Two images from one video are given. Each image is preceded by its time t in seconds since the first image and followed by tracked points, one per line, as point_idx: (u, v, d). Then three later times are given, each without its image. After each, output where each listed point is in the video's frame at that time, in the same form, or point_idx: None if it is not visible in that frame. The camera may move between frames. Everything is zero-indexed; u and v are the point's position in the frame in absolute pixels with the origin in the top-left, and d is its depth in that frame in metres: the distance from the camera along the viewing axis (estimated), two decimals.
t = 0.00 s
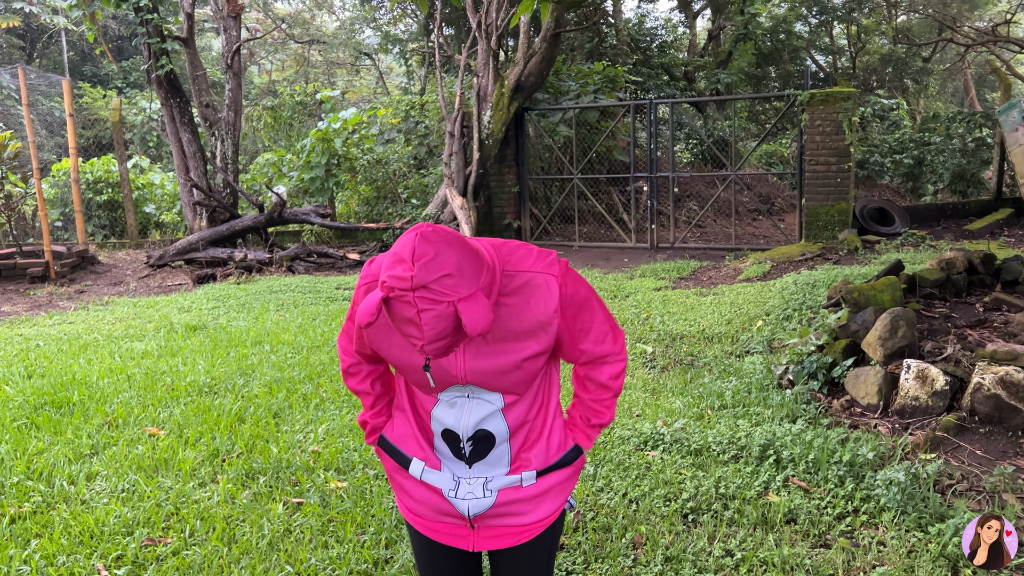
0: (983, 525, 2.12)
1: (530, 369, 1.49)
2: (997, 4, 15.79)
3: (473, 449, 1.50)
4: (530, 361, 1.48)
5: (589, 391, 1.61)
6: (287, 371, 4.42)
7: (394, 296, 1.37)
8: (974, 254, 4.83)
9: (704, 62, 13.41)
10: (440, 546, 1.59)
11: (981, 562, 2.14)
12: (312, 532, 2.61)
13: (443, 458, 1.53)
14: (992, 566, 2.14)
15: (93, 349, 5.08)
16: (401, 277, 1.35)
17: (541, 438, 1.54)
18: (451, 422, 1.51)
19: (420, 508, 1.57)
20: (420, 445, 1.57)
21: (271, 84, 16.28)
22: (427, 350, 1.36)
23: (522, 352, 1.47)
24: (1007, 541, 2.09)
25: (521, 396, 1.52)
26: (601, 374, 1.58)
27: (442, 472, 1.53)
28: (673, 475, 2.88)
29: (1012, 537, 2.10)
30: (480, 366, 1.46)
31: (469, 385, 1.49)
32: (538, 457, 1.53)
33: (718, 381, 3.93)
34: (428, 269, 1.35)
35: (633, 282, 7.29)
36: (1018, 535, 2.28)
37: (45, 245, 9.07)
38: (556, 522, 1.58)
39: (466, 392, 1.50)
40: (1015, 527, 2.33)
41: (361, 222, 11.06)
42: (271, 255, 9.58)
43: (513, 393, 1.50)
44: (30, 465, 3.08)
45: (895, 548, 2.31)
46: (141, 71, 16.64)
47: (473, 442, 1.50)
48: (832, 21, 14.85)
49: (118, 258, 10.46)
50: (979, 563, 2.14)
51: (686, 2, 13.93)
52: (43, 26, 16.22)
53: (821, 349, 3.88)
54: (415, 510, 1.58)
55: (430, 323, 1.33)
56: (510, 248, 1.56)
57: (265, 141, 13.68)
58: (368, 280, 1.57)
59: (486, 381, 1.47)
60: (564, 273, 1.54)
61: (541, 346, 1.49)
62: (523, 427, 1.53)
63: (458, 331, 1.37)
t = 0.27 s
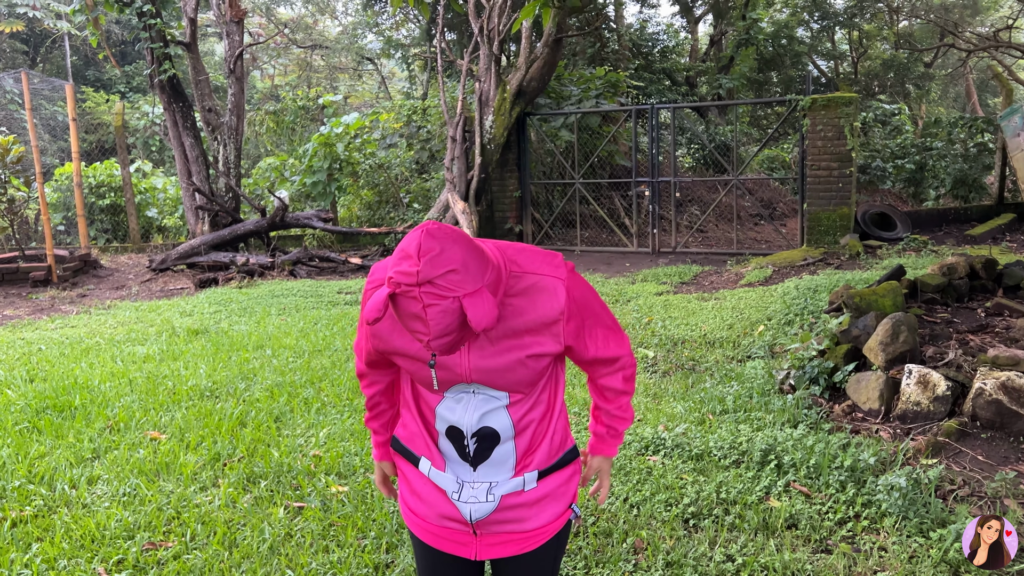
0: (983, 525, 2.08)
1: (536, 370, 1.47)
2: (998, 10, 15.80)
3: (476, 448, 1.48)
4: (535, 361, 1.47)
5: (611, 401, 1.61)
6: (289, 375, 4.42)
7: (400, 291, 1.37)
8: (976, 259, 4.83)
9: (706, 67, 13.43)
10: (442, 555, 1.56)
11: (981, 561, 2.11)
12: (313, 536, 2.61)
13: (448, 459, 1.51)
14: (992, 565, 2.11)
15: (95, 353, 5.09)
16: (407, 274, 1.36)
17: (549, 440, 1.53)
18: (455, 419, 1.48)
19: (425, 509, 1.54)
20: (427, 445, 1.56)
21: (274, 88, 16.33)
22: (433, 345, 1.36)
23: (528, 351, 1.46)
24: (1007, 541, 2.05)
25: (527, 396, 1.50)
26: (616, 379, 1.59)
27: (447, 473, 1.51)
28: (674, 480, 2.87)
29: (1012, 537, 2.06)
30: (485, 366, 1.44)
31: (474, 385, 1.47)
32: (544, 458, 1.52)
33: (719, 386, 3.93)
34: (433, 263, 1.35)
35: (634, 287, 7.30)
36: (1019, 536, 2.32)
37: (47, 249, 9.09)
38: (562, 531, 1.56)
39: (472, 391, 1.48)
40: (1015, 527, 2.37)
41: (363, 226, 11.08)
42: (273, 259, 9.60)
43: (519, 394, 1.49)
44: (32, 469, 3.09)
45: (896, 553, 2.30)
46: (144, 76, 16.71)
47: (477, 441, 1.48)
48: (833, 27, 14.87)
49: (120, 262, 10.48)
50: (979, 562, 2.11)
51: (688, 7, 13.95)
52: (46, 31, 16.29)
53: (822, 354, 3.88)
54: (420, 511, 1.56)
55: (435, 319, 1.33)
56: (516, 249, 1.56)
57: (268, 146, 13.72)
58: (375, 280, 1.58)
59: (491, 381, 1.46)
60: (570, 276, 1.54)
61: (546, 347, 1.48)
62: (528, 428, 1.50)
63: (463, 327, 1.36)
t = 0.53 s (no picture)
0: (982, 525, 2.00)
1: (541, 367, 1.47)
2: (998, 15, 15.83)
3: (479, 450, 1.48)
4: (540, 360, 1.47)
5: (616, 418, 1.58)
6: (289, 379, 4.42)
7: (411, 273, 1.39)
8: (976, 264, 4.84)
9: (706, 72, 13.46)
10: (444, 563, 1.55)
11: (982, 561, 2.06)
12: (312, 540, 2.61)
13: (450, 463, 1.51)
14: (994, 562, 2.06)
15: (95, 356, 5.09)
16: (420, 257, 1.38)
17: (550, 444, 1.53)
18: (458, 421, 1.49)
19: (425, 515, 1.54)
20: (429, 450, 1.55)
21: (274, 92, 16.35)
22: (442, 328, 1.37)
23: (532, 350, 1.46)
24: (1007, 542, 1.97)
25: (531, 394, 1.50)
26: (623, 394, 1.54)
27: (450, 478, 1.51)
28: (674, 484, 2.87)
29: (1012, 537, 1.98)
30: (488, 366, 1.45)
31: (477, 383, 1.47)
32: (547, 460, 1.52)
33: (720, 390, 3.93)
34: (445, 245, 1.37)
35: (634, 290, 7.30)
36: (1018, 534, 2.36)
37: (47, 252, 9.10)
38: (564, 534, 1.56)
39: (475, 390, 1.48)
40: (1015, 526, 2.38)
41: (364, 230, 11.09)
42: (273, 263, 9.60)
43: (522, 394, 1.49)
44: (31, 472, 3.09)
45: (896, 558, 2.30)
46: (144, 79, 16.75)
47: (480, 442, 1.48)
48: (833, 31, 14.91)
49: (120, 265, 10.49)
50: (979, 561, 2.06)
51: (688, 12, 13.96)
52: (47, 34, 16.34)
53: (822, 358, 3.88)
54: (421, 517, 1.55)
55: (446, 300, 1.35)
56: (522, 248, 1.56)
57: (268, 150, 13.74)
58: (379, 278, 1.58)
59: (495, 381, 1.46)
60: (574, 278, 1.52)
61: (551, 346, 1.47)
62: (532, 431, 1.50)
63: (473, 310, 1.39)
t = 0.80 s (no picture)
0: (983, 525, 2.00)
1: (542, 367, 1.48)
2: (998, 19, 15.86)
3: (478, 451, 1.48)
4: (540, 360, 1.47)
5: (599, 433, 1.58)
6: (289, 381, 4.43)
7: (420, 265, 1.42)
8: (976, 267, 4.85)
9: (706, 75, 13.48)
10: (442, 564, 1.54)
11: (982, 560, 2.06)
12: (313, 542, 2.61)
13: (449, 464, 1.51)
14: (993, 562, 2.06)
15: (95, 358, 5.09)
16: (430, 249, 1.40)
17: (547, 450, 1.52)
18: (457, 421, 1.49)
19: (423, 518, 1.53)
20: (427, 453, 1.55)
21: (275, 94, 16.36)
22: (449, 319, 1.41)
23: (534, 349, 1.46)
24: (1007, 542, 1.97)
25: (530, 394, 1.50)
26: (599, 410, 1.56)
27: (448, 479, 1.51)
28: (675, 487, 2.87)
29: (1012, 537, 1.98)
30: (489, 364, 1.45)
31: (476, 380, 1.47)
32: (546, 465, 1.51)
33: (720, 393, 3.93)
34: (455, 236, 1.40)
35: (634, 293, 7.31)
36: (1018, 533, 2.37)
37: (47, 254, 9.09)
38: (563, 536, 1.56)
39: (475, 388, 1.48)
40: (1015, 527, 2.39)
41: (364, 232, 11.09)
42: (273, 265, 9.61)
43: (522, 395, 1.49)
44: (32, 474, 3.09)
45: (897, 561, 2.30)
46: (144, 81, 16.78)
47: (479, 444, 1.48)
48: (833, 35, 14.93)
49: (120, 266, 10.49)
50: (979, 561, 2.07)
51: (688, 15, 13.94)
52: (47, 36, 16.36)
53: (822, 361, 3.89)
54: (419, 520, 1.54)
55: (455, 292, 1.39)
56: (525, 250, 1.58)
57: (269, 151, 13.75)
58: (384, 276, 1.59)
59: (495, 379, 1.46)
60: (575, 279, 1.53)
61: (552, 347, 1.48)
62: (531, 432, 1.50)
63: (481, 302, 1.42)
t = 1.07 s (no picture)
0: (983, 525, 2.03)
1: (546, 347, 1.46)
2: (997, 22, 15.88)
3: (479, 449, 1.44)
4: (544, 342, 1.45)
5: (607, 440, 1.54)
6: (288, 381, 4.42)
7: (430, 198, 1.40)
8: (976, 270, 4.85)
9: (706, 77, 13.49)
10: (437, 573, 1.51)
11: (981, 561, 2.09)
12: (312, 543, 2.61)
13: (447, 468, 1.46)
14: (994, 563, 2.08)
15: (94, 357, 5.09)
16: (439, 180, 1.40)
17: (545, 455, 1.50)
18: (457, 418, 1.45)
19: (418, 527, 1.49)
20: (422, 460, 1.51)
21: (275, 94, 16.36)
22: (456, 244, 1.37)
23: (538, 329, 1.45)
24: (1007, 541, 2.00)
25: (531, 378, 1.47)
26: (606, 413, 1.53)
27: (442, 486, 1.46)
28: (675, 488, 2.87)
29: (1012, 537, 2.01)
30: (492, 343, 1.43)
31: (478, 360, 1.43)
32: (540, 472, 1.48)
33: (719, 395, 3.93)
34: (466, 163, 1.41)
35: (633, 295, 7.31)
36: (1017, 533, 2.39)
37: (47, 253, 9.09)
38: (556, 546, 1.52)
39: (476, 369, 1.43)
40: (1014, 528, 2.39)
41: (363, 233, 11.08)
42: (273, 265, 9.60)
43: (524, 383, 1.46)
44: (31, 473, 3.08)
45: (896, 563, 2.31)
46: (144, 80, 16.78)
47: (481, 441, 1.44)
48: (833, 38, 14.94)
49: (120, 266, 10.49)
50: (979, 562, 2.09)
51: (688, 17, 13.81)
52: (48, 35, 16.37)
53: (822, 363, 3.89)
54: (414, 529, 1.50)
55: (464, 217, 1.38)
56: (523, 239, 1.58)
57: (268, 151, 13.74)
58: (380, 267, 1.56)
59: (498, 358, 1.43)
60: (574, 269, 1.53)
61: (556, 328, 1.46)
62: (532, 429, 1.48)
63: (490, 232, 1.40)
